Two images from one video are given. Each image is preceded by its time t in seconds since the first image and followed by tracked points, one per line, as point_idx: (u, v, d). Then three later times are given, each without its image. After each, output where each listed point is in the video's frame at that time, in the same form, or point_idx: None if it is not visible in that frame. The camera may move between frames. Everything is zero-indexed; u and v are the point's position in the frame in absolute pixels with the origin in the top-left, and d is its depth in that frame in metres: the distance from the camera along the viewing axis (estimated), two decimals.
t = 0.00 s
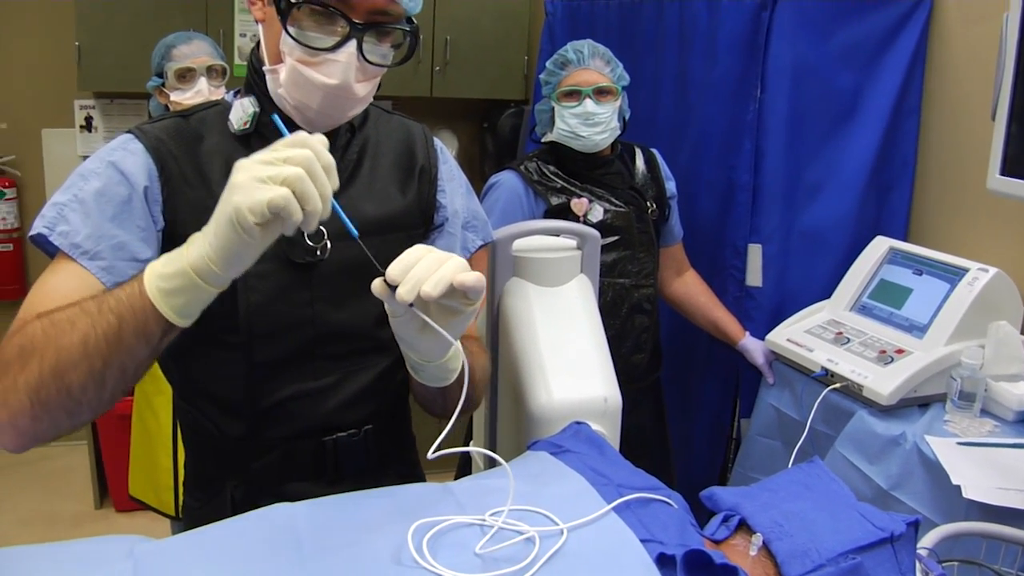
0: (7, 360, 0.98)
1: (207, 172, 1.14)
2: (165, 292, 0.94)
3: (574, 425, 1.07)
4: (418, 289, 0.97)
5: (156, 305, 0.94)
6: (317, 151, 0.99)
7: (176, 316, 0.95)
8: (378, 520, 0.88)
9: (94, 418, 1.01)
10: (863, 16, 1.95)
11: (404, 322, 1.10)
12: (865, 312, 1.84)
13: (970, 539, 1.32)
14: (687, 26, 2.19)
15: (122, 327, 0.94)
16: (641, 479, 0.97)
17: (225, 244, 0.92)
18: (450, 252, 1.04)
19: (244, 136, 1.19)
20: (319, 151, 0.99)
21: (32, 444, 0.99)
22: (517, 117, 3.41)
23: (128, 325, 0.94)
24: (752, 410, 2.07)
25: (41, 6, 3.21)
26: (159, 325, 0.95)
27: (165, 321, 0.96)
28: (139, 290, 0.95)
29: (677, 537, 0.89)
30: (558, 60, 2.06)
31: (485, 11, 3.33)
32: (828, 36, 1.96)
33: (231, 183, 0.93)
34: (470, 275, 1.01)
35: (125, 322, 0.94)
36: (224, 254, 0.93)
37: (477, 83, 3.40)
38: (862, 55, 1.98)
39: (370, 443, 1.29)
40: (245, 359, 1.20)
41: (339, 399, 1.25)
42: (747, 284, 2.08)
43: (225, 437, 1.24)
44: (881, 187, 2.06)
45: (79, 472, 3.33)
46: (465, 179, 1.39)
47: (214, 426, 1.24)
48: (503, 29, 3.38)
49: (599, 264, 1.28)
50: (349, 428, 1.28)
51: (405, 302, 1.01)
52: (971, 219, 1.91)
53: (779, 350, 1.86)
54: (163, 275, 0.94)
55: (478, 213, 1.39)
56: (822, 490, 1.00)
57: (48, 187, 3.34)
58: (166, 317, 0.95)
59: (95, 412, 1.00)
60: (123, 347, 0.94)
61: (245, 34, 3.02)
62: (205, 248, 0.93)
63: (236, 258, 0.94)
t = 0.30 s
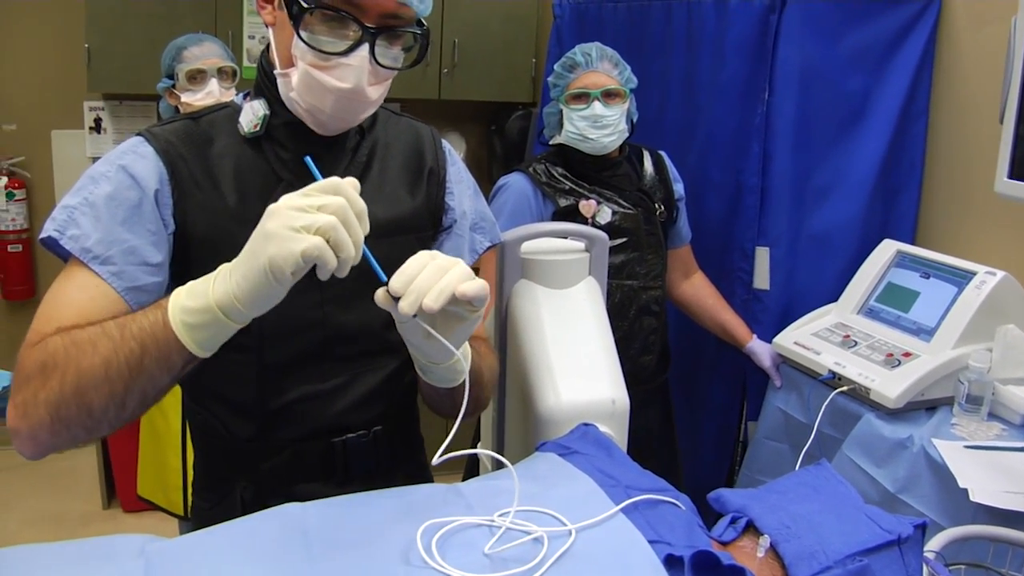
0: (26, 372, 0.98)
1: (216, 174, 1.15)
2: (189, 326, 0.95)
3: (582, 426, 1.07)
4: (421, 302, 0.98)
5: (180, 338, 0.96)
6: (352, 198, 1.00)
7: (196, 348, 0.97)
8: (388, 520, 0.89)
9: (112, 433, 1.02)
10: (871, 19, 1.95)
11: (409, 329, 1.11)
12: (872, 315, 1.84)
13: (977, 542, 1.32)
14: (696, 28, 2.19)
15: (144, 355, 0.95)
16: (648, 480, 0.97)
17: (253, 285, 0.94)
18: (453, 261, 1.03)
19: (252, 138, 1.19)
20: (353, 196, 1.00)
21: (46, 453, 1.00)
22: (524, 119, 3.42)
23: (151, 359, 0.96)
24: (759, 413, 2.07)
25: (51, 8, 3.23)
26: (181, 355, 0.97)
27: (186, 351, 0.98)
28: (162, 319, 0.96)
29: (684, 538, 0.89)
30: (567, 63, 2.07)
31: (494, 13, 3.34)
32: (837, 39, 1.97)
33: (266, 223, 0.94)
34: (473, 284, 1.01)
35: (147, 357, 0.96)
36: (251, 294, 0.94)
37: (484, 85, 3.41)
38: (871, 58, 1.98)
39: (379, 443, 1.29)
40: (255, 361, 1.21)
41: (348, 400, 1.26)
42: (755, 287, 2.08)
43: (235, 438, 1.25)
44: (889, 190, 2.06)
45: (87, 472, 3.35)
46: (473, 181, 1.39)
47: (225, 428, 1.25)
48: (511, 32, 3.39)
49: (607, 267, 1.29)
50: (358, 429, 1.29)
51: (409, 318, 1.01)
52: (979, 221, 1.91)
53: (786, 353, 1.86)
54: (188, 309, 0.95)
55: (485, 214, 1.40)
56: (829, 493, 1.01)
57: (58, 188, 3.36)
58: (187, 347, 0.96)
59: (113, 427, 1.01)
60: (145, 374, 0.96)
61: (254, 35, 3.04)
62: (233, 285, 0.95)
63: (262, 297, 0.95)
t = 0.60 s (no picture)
0: (38, 388, 0.99)
1: (222, 179, 1.15)
2: (197, 357, 0.96)
3: (588, 430, 1.08)
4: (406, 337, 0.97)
5: (187, 362, 0.97)
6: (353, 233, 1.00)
7: (201, 372, 0.97)
8: (395, 522, 0.89)
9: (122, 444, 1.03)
10: (876, 24, 1.97)
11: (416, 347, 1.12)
12: (877, 319, 1.84)
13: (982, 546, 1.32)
14: (702, 32, 2.20)
15: (155, 377, 0.97)
16: (654, 482, 0.98)
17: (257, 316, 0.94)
18: (446, 289, 1.00)
19: (258, 146, 1.19)
20: (353, 231, 1.00)
21: (59, 463, 1.02)
22: (530, 123, 3.44)
23: (164, 372, 0.97)
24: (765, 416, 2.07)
25: (58, 12, 3.24)
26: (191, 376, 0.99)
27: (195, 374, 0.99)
28: (171, 343, 0.97)
29: (690, 540, 0.90)
30: (572, 67, 2.09)
31: (499, 16, 3.36)
32: (843, 43, 1.97)
33: (268, 259, 0.94)
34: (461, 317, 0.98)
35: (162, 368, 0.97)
36: (256, 325, 0.95)
37: (491, 89, 3.42)
38: (876, 62, 1.99)
39: (386, 445, 1.30)
40: (262, 365, 1.22)
41: (354, 403, 1.27)
42: (760, 290, 2.09)
43: (242, 441, 1.25)
44: (894, 194, 2.07)
45: (94, 475, 3.36)
46: (477, 182, 1.38)
47: (233, 430, 1.25)
48: (517, 36, 3.40)
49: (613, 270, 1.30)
50: (366, 431, 1.30)
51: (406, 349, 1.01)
52: (985, 225, 1.92)
53: (791, 356, 1.86)
54: (195, 338, 0.96)
55: (491, 215, 1.41)
56: (833, 495, 1.01)
57: (64, 191, 3.37)
58: (195, 372, 0.98)
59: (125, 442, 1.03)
60: (155, 394, 0.97)
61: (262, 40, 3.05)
62: (237, 315, 0.95)
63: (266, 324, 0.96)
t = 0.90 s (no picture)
0: (52, 413, 1.03)
1: (219, 189, 1.14)
2: (171, 395, 0.94)
3: (596, 433, 1.09)
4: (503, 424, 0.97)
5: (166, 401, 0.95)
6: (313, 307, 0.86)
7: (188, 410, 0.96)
8: (405, 522, 0.90)
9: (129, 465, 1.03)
10: (883, 30, 1.97)
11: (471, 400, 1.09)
12: (884, 325, 1.84)
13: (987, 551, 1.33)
14: (709, 39, 2.22)
15: (144, 412, 0.97)
16: (662, 485, 0.98)
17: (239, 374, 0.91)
18: (520, 359, 0.98)
19: (252, 156, 1.17)
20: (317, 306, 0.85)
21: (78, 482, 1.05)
22: (538, 129, 3.45)
23: (151, 401, 0.96)
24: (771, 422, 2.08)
25: (70, 17, 3.27)
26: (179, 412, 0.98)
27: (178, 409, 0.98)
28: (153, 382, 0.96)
29: (697, 542, 0.90)
30: (582, 73, 2.10)
31: (508, 22, 3.38)
32: (850, 50, 1.98)
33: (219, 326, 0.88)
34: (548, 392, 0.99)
35: (151, 395, 0.96)
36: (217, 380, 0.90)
37: (499, 94, 3.44)
38: (883, 69, 1.99)
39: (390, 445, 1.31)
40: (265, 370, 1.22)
41: (357, 405, 1.27)
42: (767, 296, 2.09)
43: (248, 444, 1.26)
44: (901, 201, 2.07)
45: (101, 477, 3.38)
46: (472, 179, 1.35)
47: (238, 434, 1.26)
48: (525, 42, 3.43)
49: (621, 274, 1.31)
50: (369, 432, 1.30)
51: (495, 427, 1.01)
52: (992, 232, 1.92)
53: (797, 362, 1.87)
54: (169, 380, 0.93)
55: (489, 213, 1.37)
56: (839, 500, 1.01)
57: (75, 194, 3.40)
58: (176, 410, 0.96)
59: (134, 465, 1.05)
60: (146, 428, 0.98)
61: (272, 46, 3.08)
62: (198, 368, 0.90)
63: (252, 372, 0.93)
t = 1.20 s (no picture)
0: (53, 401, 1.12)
1: (218, 189, 1.16)
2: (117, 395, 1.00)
3: (603, 436, 1.10)
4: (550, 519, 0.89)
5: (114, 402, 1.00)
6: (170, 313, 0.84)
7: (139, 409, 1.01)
8: (415, 523, 0.90)
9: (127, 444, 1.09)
10: (887, 36, 1.98)
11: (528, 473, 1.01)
12: (889, 329, 1.85)
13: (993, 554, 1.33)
14: (715, 43, 2.22)
15: (102, 411, 1.03)
16: (668, 487, 0.99)
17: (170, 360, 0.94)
18: (548, 461, 0.89)
19: (250, 159, 1.19)
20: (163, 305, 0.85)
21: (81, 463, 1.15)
22: (545, 133, 3.47)
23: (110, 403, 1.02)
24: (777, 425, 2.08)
25: (79, 22, 3.30)
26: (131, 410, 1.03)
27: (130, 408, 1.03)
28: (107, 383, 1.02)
29: (704, 544, 0.91)
30: (589, 76, 2.11)
31: (515, 27, 3.39)
32: (855, 55, 1.99)
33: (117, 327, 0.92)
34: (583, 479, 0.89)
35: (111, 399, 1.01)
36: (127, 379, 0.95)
37: (506, 98, 3.46)
38: (888, 73, 2.00)
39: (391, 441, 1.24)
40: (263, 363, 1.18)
41: (354, 400, 1.21)
42: (773, 300, 2.10)
43: (250, 436, 1.21)
44: (907, 205, 2.08)
45: (108, 479, 3.39)
46: (478, 173, 1.32)
47: (240, 425, 1.22)
48: (532, 47, 3.44)
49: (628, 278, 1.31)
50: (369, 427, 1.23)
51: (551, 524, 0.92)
52: (997, 236, 1.92)
53: (804, 365, 1.87)
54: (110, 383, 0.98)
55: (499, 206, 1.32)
56: (845, 503, 1.02)
57: (84, 197, 3.42)
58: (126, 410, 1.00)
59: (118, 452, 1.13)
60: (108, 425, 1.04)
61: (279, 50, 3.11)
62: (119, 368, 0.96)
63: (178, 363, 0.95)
